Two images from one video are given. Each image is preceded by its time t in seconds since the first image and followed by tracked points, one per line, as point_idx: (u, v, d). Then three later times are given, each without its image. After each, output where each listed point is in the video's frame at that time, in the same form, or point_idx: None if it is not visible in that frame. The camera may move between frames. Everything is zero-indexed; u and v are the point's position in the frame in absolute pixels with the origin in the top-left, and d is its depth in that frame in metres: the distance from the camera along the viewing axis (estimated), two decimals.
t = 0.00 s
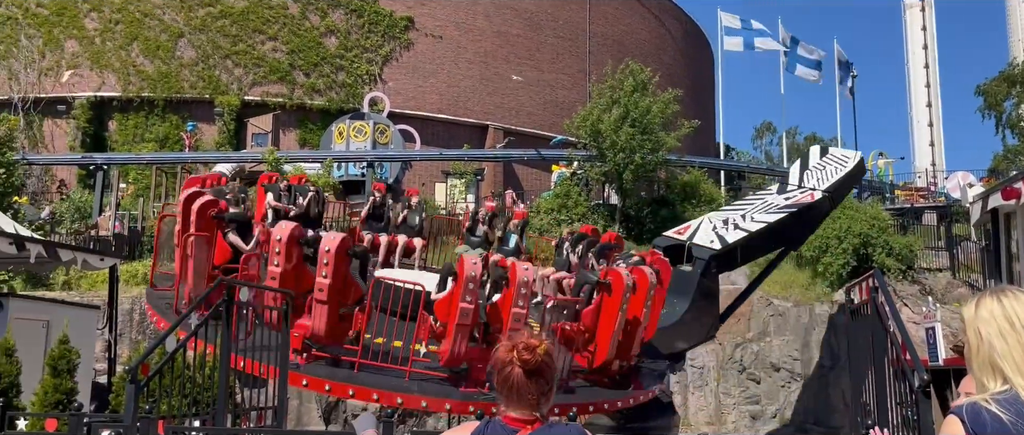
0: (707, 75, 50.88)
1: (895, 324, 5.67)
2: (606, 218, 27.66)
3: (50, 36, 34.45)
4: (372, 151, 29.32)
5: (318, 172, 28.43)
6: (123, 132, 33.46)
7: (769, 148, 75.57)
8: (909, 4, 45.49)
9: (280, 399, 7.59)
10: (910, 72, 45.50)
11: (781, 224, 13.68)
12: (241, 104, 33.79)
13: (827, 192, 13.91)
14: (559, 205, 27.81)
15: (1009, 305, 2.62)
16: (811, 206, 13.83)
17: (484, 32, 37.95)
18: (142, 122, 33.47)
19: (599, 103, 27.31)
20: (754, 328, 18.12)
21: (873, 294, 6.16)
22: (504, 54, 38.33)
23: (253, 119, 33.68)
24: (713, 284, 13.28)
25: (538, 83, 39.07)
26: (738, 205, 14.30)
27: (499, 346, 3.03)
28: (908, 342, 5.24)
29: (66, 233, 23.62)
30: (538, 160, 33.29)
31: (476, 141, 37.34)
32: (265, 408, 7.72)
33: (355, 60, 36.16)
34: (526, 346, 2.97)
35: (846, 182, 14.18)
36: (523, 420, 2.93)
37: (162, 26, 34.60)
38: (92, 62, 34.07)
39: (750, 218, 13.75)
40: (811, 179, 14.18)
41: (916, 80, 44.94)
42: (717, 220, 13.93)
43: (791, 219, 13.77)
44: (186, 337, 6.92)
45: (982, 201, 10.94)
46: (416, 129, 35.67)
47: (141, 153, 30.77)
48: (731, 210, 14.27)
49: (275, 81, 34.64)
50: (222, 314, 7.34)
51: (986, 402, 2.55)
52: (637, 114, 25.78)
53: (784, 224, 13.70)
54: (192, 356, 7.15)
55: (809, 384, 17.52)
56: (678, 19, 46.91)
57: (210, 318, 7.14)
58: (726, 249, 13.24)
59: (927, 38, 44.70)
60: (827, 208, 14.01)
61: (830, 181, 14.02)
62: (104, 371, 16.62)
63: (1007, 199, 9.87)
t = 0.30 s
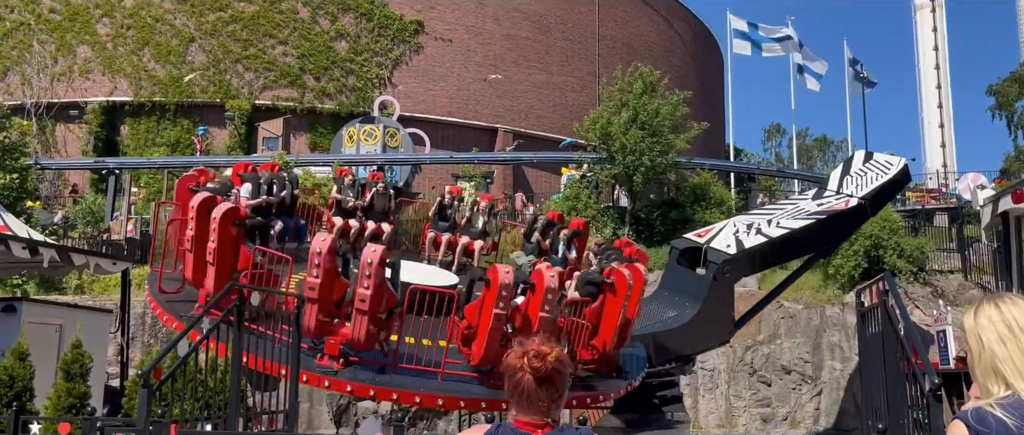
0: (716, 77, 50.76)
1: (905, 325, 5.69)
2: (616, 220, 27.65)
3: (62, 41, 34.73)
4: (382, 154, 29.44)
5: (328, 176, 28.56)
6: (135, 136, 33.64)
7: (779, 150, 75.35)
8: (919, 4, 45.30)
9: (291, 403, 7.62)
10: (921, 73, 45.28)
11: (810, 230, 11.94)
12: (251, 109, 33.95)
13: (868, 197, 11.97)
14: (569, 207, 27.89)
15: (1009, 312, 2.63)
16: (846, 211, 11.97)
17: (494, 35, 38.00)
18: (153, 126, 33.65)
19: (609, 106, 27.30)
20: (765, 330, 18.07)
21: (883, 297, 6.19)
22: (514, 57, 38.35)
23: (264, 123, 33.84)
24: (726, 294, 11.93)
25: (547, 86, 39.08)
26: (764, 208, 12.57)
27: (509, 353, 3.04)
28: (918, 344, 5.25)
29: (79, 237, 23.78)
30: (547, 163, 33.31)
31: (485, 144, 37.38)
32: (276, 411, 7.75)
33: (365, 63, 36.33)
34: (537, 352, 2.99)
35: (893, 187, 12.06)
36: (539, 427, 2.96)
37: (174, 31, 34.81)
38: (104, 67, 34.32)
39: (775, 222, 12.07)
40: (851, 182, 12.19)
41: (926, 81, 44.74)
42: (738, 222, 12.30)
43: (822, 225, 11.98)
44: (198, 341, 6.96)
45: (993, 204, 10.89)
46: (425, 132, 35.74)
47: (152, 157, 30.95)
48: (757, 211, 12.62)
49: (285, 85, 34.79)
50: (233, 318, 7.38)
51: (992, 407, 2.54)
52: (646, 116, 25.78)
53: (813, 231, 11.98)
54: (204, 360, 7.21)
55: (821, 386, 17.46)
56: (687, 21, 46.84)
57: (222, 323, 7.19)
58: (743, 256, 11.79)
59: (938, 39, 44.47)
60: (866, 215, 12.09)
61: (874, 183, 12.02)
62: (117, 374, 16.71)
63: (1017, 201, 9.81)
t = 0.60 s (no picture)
0: (715, 81, 50.82)
1: (901, 331, 5.73)
2: (615, 225, 27.72)
3: (61, 47, 34.78)
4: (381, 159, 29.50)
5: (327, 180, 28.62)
6: (134, 142, 33.67)
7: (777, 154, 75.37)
8: (917, 9, 45.42)
9: (290, 409, 7.64)
10: (919, 78, 45.41)
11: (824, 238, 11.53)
12: (251, 113, 34.01)
13: (892, 209, 11.62)
14: (568, 212, 28.02)
15: (995, 325, 2.66)
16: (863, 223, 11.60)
17: (493, 40, 38.07)
18: (153, 132, 33.67)
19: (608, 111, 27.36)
20: (764, 334, 17.90)
21: (878, 304, 6.24)
22: (512, 62, 38.44)
23: (263, 128, 33.87)
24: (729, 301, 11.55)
25: (546, 91, 39.13)
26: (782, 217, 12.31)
27: (506, 360, 3.07)
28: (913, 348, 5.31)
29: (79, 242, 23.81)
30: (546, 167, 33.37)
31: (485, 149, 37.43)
32: (275, 417, 7.77)
33: (364, 68, 36.42)
34: (533, 356, 3.03)
35: (917, 200, 11.66)
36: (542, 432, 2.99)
37: (173, 37, 34.87)
38: (103, 73, 34.37)
39: (789, 230, 11.77)
40: (872, 195, 11.93)
41: (924, 86, 44.85)
42: (751, 229, 12.03)
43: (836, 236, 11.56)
44: (197, 347, 6.98)
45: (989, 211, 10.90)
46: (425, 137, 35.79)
47: (152, 162, 30.98)
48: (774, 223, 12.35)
49: (285, 90, 34.86)
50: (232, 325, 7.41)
51: (985, 416, 2.57)
52: (644, 121, 25.85)
53: (828, 241, 11.57)
54: (204, 366, 7.23)
55: (820, 391, 17.48)
56: (685, 26, 46.92)
57: (220, 329, 7.21)
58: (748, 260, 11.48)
59: (936, 44, 44.58)
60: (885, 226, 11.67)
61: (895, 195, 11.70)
62: (116, 380, 16.71)
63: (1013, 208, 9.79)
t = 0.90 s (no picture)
0: (707, 87, 51.02)
1: (887, 339, 5.78)
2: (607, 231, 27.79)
3: (52, 52, 34.68)
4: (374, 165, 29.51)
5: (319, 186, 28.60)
6: (125, 147, 33.58)
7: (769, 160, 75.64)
8: (908, 16, 45.73)
9: (281, 417, 7.67)
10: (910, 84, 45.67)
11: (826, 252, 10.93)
12: (243, 119, 33.99)
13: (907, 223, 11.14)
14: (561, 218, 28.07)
15: (967, 333, 2.72)
16: (872, 234, 10.93)
17: (485, 46, 38.15)
18: (144, 137, 33.60)
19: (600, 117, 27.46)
20: (756, 340, 17.94)
21: (866, 311, 6.31)
22: (505, 68, 38.53)
23: (255, 134, 33.84)
24: (720, 310, 11.33)
25: (538, 97, 39.22)
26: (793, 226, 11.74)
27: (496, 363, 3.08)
28: (898, 355, 5.35)
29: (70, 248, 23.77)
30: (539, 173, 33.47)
31: (477, 155, 37.51)
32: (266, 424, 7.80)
33: (356, 74, 36.47)
34: (512, 364, 3.06)
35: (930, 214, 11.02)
36: None
37: (165, 42, 34.81)
38: (93, 78, 34.27)
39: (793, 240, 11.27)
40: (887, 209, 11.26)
41: (915, 92, 45.17)
42: (754, 237, 11.58)
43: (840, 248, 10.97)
44: (189, 355, 7.00)
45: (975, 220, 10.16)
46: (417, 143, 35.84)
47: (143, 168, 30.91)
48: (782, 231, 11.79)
49: (277, 96, 34.88)
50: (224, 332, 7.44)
51: (961, 421, 2.65)
52: (637, 127, 25.95)
53: (833, 253, 10.98)
54: (192, 374, 7.23)
55: (812, 396, 17.54)
56: (678, 32, 47.09)
57: (212, 337, 7.24)
58: (743, 270, 11.08)
59: (927, 51, 44.91)
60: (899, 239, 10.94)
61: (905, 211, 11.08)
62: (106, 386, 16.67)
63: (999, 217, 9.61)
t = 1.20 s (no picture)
0: (697, 94, 51.28)
1: (871, 345, 5.89)
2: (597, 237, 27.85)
3: (41, 57, 34.53)
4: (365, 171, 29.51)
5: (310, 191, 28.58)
6: (115, 153, 33.47)
7: (758, 166, 76.02)
8: (896, 24, 46.12)
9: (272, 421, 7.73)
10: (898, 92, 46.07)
11: (817, 267, 10.71)
12: (233, 124, 33.95)
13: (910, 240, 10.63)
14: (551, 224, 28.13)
15: (941, 341, 2.94)
16: (867, 251, 10.66)
17: (476, 52, 38.23)
18: (133, 143, 33.49)
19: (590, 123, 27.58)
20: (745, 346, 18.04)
21: (850, 317, 6.42)
22: (496, 74, 38.62)
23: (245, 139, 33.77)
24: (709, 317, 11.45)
25: (529, 103, 39.33)
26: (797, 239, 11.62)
27: (474, 369, 3.44)
28: (881, 360, 5.45)
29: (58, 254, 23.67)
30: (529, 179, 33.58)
31: (468, 161, 37.60)
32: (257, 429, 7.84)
33: (347, 80, 36.55)
34: (485, 370, 3.40)
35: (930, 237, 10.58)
36: None
37: (155, 47, 34.74)
38: (83, 83, 34.17)
39: (789, 253, 11.09)
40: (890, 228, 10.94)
41: (903, 99, 45.53)
42: (752, 248, 11.54)
43: (832, 263, 10.68)
44: (179, 361, 7.04)
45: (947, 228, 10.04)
46: (408, 149, 35.90)
47: (132, 174, 30.83)
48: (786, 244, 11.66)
49: (267, 101, 34.90)
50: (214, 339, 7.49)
51: (937, 426, 2.82)
52: (626, 134, 26.07)
53: (828, 266, 10.74)
54: (184, 380, 7.29)
55: (801, 402, 17.57)
56: (667, 39, 47.33)
57: (202, 344, 7.29)
58: (734, 280, 10.97)
59: (915, 58, 45.30)
60: (895, 256, 10.57)
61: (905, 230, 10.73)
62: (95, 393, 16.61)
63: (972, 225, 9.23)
